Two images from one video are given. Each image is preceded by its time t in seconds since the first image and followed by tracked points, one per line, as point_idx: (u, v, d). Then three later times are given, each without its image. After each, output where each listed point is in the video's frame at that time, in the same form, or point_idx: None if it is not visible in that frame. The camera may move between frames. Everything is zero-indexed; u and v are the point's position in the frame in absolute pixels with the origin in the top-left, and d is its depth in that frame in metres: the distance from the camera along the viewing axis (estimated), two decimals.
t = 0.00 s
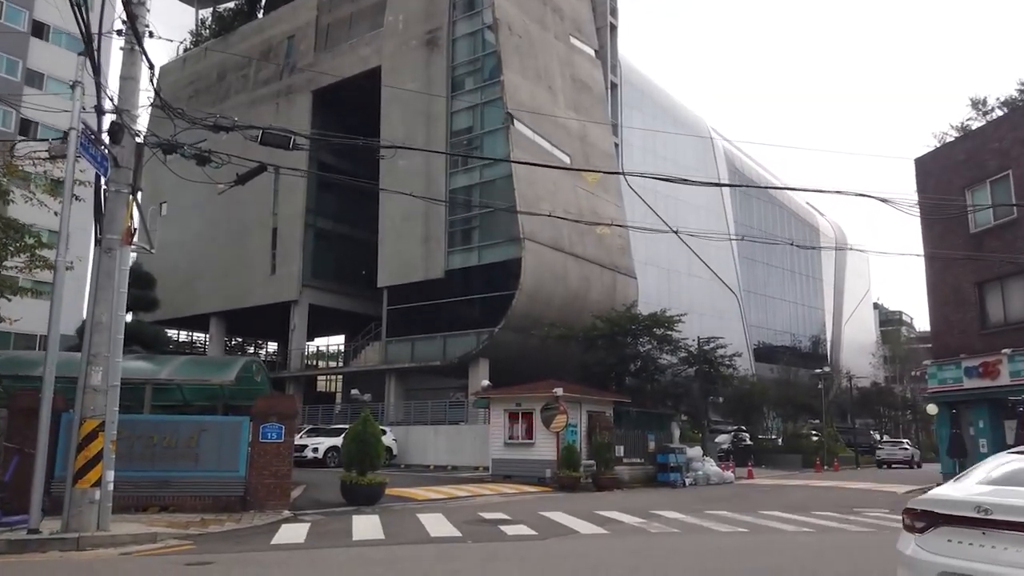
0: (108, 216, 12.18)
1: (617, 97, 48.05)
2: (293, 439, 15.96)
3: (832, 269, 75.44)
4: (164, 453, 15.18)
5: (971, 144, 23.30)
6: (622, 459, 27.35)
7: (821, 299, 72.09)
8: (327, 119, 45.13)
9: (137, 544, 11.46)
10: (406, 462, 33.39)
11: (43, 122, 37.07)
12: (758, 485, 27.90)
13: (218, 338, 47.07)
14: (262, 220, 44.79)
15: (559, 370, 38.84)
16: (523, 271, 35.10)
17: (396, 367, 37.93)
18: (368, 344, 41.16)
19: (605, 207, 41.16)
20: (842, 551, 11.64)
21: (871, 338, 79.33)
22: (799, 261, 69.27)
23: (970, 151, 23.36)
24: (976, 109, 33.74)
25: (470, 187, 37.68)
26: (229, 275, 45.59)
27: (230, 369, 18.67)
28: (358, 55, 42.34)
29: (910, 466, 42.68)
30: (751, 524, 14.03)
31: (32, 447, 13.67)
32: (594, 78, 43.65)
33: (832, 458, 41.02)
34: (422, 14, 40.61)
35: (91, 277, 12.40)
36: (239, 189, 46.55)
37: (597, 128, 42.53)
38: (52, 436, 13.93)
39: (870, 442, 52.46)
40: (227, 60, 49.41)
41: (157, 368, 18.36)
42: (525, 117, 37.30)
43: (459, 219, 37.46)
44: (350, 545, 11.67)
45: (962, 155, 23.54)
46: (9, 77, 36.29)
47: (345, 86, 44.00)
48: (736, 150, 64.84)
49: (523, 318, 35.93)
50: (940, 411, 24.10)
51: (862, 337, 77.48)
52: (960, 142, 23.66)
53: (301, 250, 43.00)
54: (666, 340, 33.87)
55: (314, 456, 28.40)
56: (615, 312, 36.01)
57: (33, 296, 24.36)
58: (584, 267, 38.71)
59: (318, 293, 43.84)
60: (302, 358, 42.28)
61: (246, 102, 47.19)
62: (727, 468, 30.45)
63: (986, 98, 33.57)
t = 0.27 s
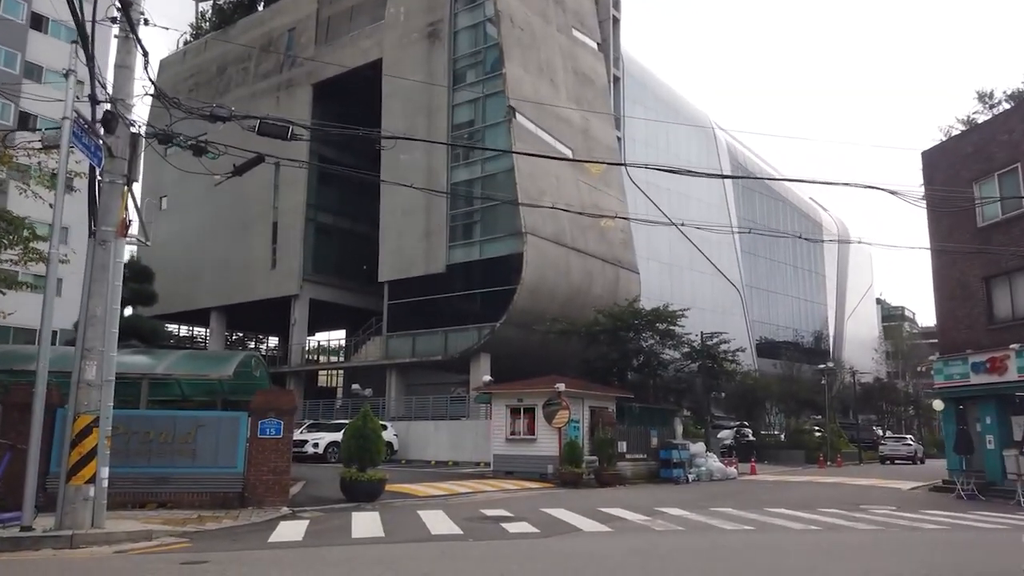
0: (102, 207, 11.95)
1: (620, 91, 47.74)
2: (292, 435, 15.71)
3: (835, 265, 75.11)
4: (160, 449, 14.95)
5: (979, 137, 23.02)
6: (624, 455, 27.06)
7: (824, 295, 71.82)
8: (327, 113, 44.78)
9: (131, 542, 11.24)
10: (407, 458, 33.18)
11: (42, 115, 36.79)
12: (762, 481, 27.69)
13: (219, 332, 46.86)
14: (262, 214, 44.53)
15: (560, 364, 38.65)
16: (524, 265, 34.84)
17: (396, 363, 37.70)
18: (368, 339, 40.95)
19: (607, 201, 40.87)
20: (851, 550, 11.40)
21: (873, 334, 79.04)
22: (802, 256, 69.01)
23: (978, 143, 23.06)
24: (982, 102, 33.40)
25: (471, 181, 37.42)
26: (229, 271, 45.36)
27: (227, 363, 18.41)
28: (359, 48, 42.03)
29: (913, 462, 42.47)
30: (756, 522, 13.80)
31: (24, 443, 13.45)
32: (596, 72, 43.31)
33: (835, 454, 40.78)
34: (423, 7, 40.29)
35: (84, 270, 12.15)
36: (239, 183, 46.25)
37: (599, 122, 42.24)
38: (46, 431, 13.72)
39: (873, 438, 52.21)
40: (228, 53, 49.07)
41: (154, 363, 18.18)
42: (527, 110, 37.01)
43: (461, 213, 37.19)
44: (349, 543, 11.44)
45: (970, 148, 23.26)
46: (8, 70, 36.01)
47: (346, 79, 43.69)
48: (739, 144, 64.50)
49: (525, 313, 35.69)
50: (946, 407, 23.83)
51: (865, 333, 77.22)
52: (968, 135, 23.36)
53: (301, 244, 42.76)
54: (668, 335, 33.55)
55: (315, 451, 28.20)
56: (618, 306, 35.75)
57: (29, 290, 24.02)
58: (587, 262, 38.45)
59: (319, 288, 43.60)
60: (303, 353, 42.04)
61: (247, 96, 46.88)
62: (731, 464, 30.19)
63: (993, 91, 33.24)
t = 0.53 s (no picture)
0: (95, 196, 11.71)
1: (621, 85, 47.47)
2: (289, 429, 15.48)
3: (836, 260, 74.87)
4: (155, 443, 14.74)
5: (985, 129, 22.77)
6: (626, 450, 26.84)
7: (825, 290, 71.61)
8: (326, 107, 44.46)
9: (124, 538, 11.04)
10: (406, 453, 32.99)
11: (38, 107, 36.50)
12: (764, 477, 27.50)
13: (218, 327, 46.64)
14: (261, 208, 44.28)
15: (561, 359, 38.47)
16: (525, 260, 34.61)
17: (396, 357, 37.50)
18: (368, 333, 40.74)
19: (608, 195, 40.63)
20: (859, 546, 11.16)
21: (874, 329, 78.83)
22: (803, 251, 68.81)
23: (983, 136, 22.82)
24: (987, 95, 33.13)
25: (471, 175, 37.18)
26: (228, 265, 45.12)
27: (223, 357, 18.16)
28: (358, 40, 41.72)
29: (915, 457, 42.31)
30: (761, 518, 13.57)
31: (16, 437, 13.26)
32: (597, 65, 43.03)
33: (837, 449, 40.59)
34: None
35: (77, 261, 11.94)
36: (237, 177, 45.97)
37: (600, 116, 41.98)
38: (38, 425, 13.51)
39: (874, 433, 52.07)
40: (226, 46, 48.74)
41: (149, 356, 17.81)
42: (528, 103, 36.74)
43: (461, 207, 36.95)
44: (346, 539, 11.20)
45: (975, 140, 23.02)
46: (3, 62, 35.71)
47: (345, 72, 43.39)
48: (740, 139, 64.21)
49: (525, 308, 35.47)
50: (951, 402, 23.75)
51: (866, 328, 77.07)
52: (973, 127, 23.12)
53: (300, 238, 42.53)
54: (670, 330, 33.30)
55: (314, 446, 28.02)
56: (619, 300, 35.50)
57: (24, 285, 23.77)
58: (587, 256, 38.22)
59: (318, 282, 43.37)
60: (302, 347, 41.81)
61: (245, 89, 46.59)
62: (732, 459, 30.00)
63: (997, 84, 32.97)
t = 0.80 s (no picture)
0: (84, 187, 11.42)
1: (622, 78, 47.19)
2: (285, 426, 15.19)
3: (839, 255, 74.47)
4: (147, 440, 14.47)
5: (992, 122, 22.43)
6: (627, 447, 26.53)
7: (827, 285, 71.25)
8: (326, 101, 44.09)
9: (113, 538, 10.75)
10: (407, 449, 32.74)
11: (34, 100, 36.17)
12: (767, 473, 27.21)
13: (217, 322, 46.36)
14: (260, 203, 43.97)
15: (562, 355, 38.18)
16: (525, 254, 34.31)
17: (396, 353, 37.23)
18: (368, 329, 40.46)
19: (609, 190, 40.30)
20: (869, 546, 10.84)
21: (877, 325, 78.47)
22: (805, 247, 68.46)
23: (990, 129, 22.48)
24: (993, 88, 32.73)
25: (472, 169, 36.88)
26: (227, 260, 44.83)
27: (219, 353, 17.81)
28: (358, 33, 41.34)
29: (918, 454, 42.00)
30: (767, 517, 13.26)
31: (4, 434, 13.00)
32: (599, 58, 42.65)
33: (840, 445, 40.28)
34: None
35: (65, 254, 11.65)
36: (236, 171, 45.64)
37: (601, 109, 41.62)
38: (27, 421, 13.25)
39: (876, 429, 51.77)
40: (225, 39, 48.36)
41: (143, 352, 17.49)
42: (529, 96, 36.39)
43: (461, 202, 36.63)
44: (339, 539, 10.90)
45: (982, 133, 22.68)
46: None
47: (344, 66, 43.05)
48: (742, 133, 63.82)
49: (526, 303, 35.17)
50: (956, 398, 23.38)
51: (868, 323, 76.69)
52: (980, 120, 22.78)
53: (299, 233, 42.23)
54: (672, 325, 32.95)
55: (313, 442, 27.76)
56: (620, 295, 35.18)
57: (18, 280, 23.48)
58: (588, 251, 37.90)
59: (318, 277, 43.08)
60: (302, 343, 41.52)
61: (244, 82, 46.24)
62: (735, 455, 29.70)
63: (1003, 76, 32.58)
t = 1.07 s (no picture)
0: (74, 176, 11.16)
1: (622, 71, 47.17)
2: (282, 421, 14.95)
3: (842, 249, 74.13)
4: (142, 435, 14.22)
5: (1000, 113, 22.11)
6: (630, 442, 26.24)
7: (829, 280, 70.95)
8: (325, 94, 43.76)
9: (105, 535, 10.50)
10: (408, 444, 32.51)
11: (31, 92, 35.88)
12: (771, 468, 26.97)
13: (217, 317, 46.13)
14: (260, 197, 43.70)
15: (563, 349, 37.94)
16: (527, 248, 34.03)
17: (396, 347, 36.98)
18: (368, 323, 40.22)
19: (610, 184, 40.00)
20: (879, 544, 10.56)
21: (880, 320, 78.18)
22: (808, 241, 68.16)
23: (998, 120, 22.17)
24: (999, 80, 32.37)
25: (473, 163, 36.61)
26: (227, 254, 44.56)
27: (215, 346, 17.53)
28: (358, 26, 41.00)
29: (922, 449, 41.75)
30: (773, 514, 12.99)
31: None
32: (601, 51, 42.30)
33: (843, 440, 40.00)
34: None
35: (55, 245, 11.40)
36: (236, 165, 45.35)
37: (603, 102, 41.30)
38: (19, 416, 13.02)
39: (880, 424, 51.50)
40: (224, 32, 48.03)
41: (137, 345, 17.25)
42: (530, 89, 36.08)
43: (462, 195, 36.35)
44: (336, 536, 10.64)
45: (990, 124, 22.36)
46: None
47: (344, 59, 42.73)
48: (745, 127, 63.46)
49: (528, 297, 34.90)
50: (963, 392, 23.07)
51: (871, 318, 76.39)
52: (988, 111, 22.45)
53: (299, 227, 41.96)
54: (675, 319, 32.66)
55: (313, 438, 27.53)
56: (623, 289, 34.89)
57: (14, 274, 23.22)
58: (590, 245, 37.61)
59: (318, 272, 42.84)
60: (302, 338, 41.26)
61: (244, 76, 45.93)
62: (738, 451, 29.44)
63: (1009, 68, 32.21)
